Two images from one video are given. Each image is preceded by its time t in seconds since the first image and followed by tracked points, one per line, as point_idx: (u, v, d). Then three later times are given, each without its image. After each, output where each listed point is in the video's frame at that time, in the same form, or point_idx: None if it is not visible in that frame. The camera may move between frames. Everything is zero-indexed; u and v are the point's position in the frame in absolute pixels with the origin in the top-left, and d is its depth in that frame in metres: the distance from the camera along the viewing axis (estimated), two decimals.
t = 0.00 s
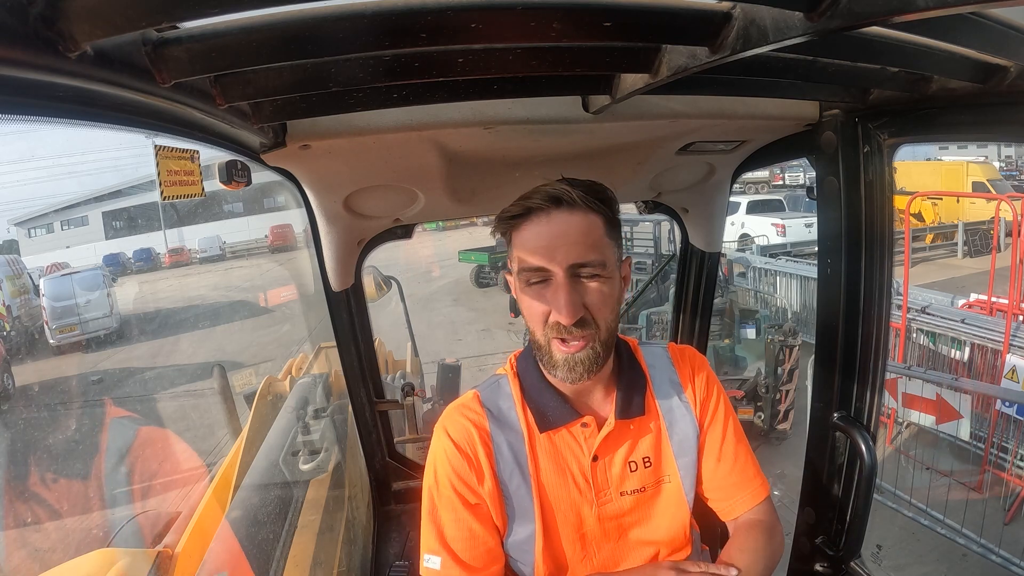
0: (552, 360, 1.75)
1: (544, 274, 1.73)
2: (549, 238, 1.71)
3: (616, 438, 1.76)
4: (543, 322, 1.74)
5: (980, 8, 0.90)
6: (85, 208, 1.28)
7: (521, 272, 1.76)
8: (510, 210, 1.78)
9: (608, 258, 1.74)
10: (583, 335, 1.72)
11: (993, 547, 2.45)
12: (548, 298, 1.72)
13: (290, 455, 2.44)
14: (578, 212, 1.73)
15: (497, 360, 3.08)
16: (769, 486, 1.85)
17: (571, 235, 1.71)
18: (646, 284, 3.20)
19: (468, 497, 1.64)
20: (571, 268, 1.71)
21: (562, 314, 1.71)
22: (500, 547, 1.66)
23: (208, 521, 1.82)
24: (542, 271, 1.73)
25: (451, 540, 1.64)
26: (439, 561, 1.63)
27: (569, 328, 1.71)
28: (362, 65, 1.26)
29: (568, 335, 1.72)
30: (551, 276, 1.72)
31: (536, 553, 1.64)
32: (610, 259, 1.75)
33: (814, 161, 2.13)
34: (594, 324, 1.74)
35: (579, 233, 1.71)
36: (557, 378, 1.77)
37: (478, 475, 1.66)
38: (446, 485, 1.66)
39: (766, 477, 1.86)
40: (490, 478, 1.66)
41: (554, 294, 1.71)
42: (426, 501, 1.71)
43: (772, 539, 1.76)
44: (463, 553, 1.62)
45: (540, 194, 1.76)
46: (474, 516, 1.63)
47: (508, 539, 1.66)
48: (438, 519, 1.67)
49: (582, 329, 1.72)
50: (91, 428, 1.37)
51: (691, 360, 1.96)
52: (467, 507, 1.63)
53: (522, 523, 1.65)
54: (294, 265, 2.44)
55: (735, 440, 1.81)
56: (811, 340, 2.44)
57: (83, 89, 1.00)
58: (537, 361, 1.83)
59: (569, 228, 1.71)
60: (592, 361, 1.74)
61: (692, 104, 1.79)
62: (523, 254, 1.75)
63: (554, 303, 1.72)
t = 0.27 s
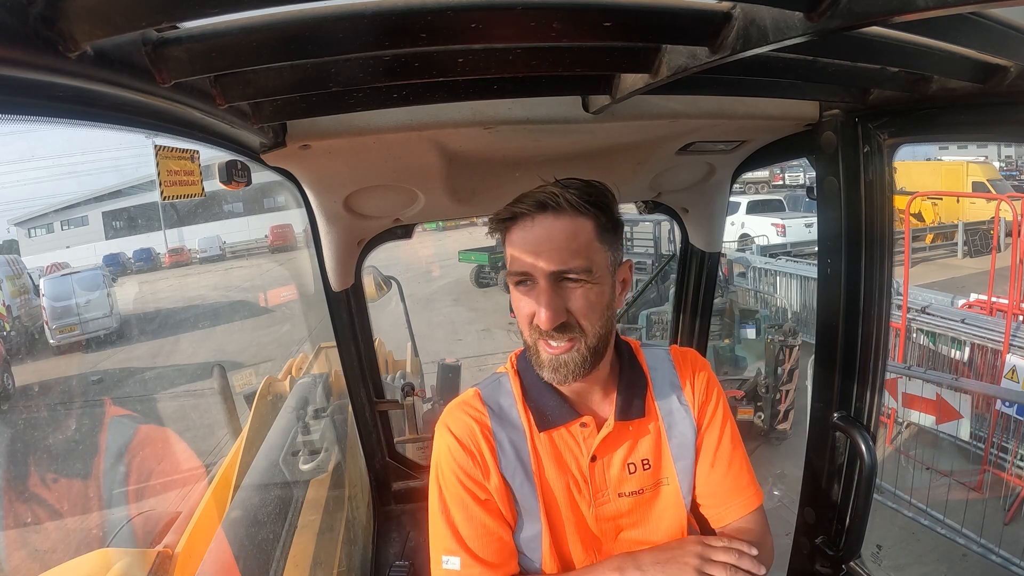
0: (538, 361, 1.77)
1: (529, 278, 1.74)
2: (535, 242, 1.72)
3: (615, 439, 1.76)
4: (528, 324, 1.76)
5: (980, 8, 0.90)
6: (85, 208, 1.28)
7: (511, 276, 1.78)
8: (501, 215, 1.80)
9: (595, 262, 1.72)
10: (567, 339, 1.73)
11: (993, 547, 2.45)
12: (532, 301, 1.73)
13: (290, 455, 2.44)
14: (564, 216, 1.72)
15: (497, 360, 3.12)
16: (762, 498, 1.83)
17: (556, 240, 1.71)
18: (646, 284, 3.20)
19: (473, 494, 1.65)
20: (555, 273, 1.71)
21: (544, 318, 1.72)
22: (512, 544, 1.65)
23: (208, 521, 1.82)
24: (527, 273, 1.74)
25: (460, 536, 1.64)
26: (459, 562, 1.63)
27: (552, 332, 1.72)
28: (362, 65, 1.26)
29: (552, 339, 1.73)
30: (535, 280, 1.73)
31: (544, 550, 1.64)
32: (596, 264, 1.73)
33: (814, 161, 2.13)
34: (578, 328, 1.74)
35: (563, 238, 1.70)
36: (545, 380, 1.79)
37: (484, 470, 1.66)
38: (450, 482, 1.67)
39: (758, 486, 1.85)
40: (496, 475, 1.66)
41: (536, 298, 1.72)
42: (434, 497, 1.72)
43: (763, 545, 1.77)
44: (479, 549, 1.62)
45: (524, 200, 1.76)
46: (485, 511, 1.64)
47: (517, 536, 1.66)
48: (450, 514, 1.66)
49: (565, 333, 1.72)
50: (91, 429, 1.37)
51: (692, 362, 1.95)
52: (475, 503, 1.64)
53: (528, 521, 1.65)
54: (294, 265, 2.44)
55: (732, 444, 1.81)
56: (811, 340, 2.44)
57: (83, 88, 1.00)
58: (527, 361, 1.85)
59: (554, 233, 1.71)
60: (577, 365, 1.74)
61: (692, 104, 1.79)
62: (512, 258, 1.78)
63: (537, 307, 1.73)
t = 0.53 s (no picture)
0: (535, 362, 1.78)
1: (521, 280, 1.75)
2: (525, 243, 1.73)
3: (616, 441, 1.75)
4: (523, 325, 1.77)
5: (980, 8, 0.90)
6: (85, 208, 1.28)
7: (504, 278, 1.80)
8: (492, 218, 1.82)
9: (586, 261, 1.72)
10: (560, 338, 1.73)
11: (993, 547, 2.45)
12: (525, 301, 1.74)
13: (290, 455, 2.44)
14: (553, 216, 1.73)
15: (497, 360, 3.13)
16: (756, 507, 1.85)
17: (545, 241, 1.71)
18: (646, 284, 3.20)
19: (472, 493, 1.65)
20: (546, 272, 1.71)
21: (538, 318, 1.72)
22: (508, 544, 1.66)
23: (208, 521, 1.82)
24: (520, 275, 1.74)
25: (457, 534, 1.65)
26: (454, 561, 1.64)
27: (547, 331, 1.72)
28: (362, 65, 1.26)
29: (547, 338, 1.73)
30: (528, 281, 1.74)
31: (543, 549, 1.65)
32: (587, 261, 1.73)
33: (814, 161, 2.13)
34: (573, 327, 1.73)
35: (552, 238, 1.71)
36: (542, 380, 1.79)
37: (483, 470, 1.67)
38: (449, 481, 1.68)
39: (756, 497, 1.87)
40: (496, 474, 1.66)
41: (529, 298, 1.73)
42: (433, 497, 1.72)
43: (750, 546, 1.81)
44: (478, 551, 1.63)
45: (514, 202, 1.76)
46: (484, 513, 1.64)
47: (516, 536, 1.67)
48: (449, 513, 1.68)
49: (559, 332, 1.73)
50: (91, 429, 1.37)
51: (696, 368, 1.94)
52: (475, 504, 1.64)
53: (528, 521, 1.66)
54: (294, 265, 2.44)
55: (728, 451, 1.82)
56: (811, 340, 2.44)
57: (83, 88, 1.00)
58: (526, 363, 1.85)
59: (543, 235, 1.72)
60: (573, 364, 1.74)
61: (692, 104, 1.79)
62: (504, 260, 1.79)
63: (531, 307, 1.73)
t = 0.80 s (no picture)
0: (546, 367, 1.77)
1: (532, 283, 1.73)
2: (536, 246, 1.72)
3: (620, 439, 1.75)
4: (534, 329, 1.75)
5: (980, 8, 0.90)
6: (85, 208, 1.28)
7: (513, 281, 1.78)
8: (498, 220, 1.80)
9: (597, 263, 1.73)
10: (573, 342, 1.72)
11: (993, 547, 2.46)
12: (537, 306, 1.73)
13: (290, 455, 2.44)
14: (565, 217, 1.73)
15: (497, 360, 3.13)
16: (756, 498, 1.84)
17: (557, 243, 1.71)
18: (646, 284, 3.20)
19: (467, 498, 1.65)
20: (558, 275, 1.71)
21: (550, 323, 1.71)
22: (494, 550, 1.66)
23: (209, 521, 1.82)
24: (530, 277, 1.73)
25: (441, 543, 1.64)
26: (419, 556, 1.66)
27: (559, 335, 1.72)
28: (362, 65, 1.26)
29: (559, 343, 1.72)
30: (539, 284, 1.73)
31: (536, 553, 1.63)
32: (598, 263, 1.74)
33: (814, 161, 2.13)
34: (585, 330, 1.73)
35: (564, 240, 1.71)
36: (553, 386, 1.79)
37: (473, 475, 1.66)
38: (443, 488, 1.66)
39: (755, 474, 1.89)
40: (484, 481, 1.65)
41: (540, 302, 1.72)
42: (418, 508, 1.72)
43: (747, 539, 1.79)
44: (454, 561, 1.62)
45: (526, 202, 1.75)
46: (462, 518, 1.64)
47: (505, 540, 1.66)
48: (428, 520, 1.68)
49: (572, 336, 1.72)
50: (91, 429, 1.37)
51: (700, 365, 1.96)
52: (462, 510, 1.64)
53: (519, 524, 1.65)
54: (294, 265, 2.44)
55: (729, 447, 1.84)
56: (811, 340, 2.44)
57: (83, 89, 1.00)
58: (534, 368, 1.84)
59: (555, 236, 1.71)
60: (586, 366, 1.74)
61: (692, 104, 1.79)
62: (512, 264, 1.77)
63: (542, 312, 1.72)
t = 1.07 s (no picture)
0: (554, 356, 1.75)
1: (543, 271, 1.74)
2: (547, 234, 1.73)
3: (618, 439, 1.75)
4: (544, 318, 1.75)
5: (981, 8, 0.90)
6: (85, 208, 1.28)
7: (521, 270, 1.78)
8: (508, 210, 1.81)
9: (606, 252, 1.76)
10: (583, 331, 1.73)
11: (993, 547, 2.46)
12: (549, 293, 1.73)
13: (290, 455, 2.44)
14: (575, 208, 1.76)
15: (497, 360, 3.12)
16: (750, 503, 1.84)
17: (569, 231, 1.73)
18: (645, 284, 3.20)
19: (466, 500, 1.65)
20: (569, 262, 1.72)
21: (561, 309, 1.72)
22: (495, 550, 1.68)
23: (209, 521, 1.82)
24: (539, 266, 1.74)
25: (443, 543, 1.66)
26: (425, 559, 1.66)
27: (570, 322, 1.72)
28: (362, 65, 1.26)
29: (568, 330, 1.72)
30: (549, 272, 1.74)
31: (535, 553, 1.64)
32: (608, 254, 1.77)
33: (814, 160, 2.13)
34: (595, 320, 1.74)
35: (575, 229, 1.73)
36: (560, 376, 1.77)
37: (473, 477, 1.65)
38: (444, 489, 1.67)
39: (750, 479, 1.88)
40: (485, 482, 1.65)
41: (551, 289, 1.73)
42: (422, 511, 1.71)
43: (736, 534, 1.80)
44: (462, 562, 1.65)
45: (537, 191, 1.78)
46: (466, 522, 1.65)
47: (506, 539, 1.67)
48: (433, 521, 1.68)
49: (583, 323, 1.72)
50: (91, 429, 1.37)
51: (697, 363, 1.96)
52: (462, 513, 1.65)
53: (519, 524, 1.65)
54: (294, 265, 2.44)
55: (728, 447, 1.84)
56: (811, 340, 2.44)
57: (83, 89, 1.00)
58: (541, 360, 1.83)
59: (565, 225, 1.73)
60: (596, 356, 1.74)
61: (692, 104, 1.79)
62: (521, 253, 1.78)
63: (553, 299, 1.73)
